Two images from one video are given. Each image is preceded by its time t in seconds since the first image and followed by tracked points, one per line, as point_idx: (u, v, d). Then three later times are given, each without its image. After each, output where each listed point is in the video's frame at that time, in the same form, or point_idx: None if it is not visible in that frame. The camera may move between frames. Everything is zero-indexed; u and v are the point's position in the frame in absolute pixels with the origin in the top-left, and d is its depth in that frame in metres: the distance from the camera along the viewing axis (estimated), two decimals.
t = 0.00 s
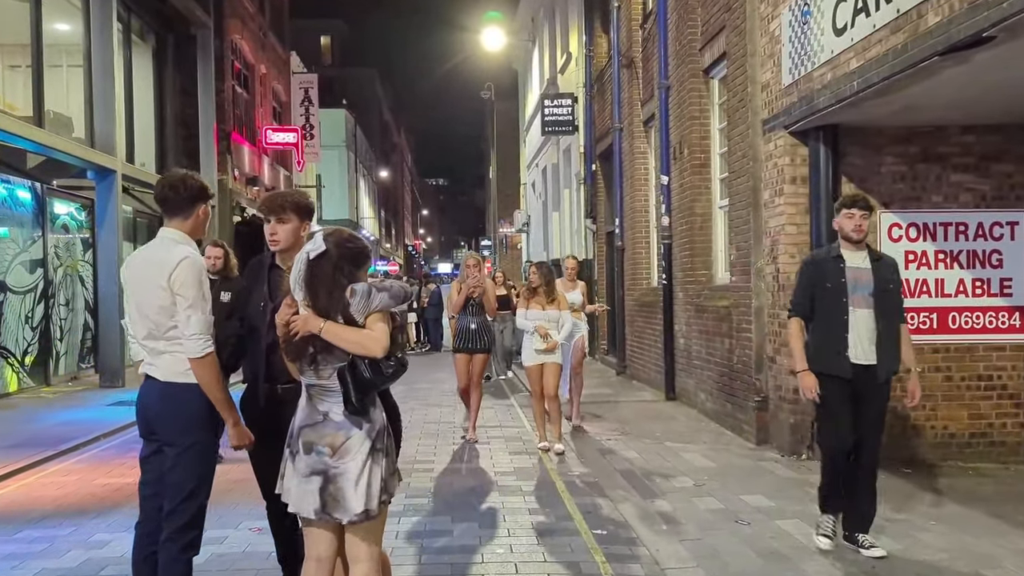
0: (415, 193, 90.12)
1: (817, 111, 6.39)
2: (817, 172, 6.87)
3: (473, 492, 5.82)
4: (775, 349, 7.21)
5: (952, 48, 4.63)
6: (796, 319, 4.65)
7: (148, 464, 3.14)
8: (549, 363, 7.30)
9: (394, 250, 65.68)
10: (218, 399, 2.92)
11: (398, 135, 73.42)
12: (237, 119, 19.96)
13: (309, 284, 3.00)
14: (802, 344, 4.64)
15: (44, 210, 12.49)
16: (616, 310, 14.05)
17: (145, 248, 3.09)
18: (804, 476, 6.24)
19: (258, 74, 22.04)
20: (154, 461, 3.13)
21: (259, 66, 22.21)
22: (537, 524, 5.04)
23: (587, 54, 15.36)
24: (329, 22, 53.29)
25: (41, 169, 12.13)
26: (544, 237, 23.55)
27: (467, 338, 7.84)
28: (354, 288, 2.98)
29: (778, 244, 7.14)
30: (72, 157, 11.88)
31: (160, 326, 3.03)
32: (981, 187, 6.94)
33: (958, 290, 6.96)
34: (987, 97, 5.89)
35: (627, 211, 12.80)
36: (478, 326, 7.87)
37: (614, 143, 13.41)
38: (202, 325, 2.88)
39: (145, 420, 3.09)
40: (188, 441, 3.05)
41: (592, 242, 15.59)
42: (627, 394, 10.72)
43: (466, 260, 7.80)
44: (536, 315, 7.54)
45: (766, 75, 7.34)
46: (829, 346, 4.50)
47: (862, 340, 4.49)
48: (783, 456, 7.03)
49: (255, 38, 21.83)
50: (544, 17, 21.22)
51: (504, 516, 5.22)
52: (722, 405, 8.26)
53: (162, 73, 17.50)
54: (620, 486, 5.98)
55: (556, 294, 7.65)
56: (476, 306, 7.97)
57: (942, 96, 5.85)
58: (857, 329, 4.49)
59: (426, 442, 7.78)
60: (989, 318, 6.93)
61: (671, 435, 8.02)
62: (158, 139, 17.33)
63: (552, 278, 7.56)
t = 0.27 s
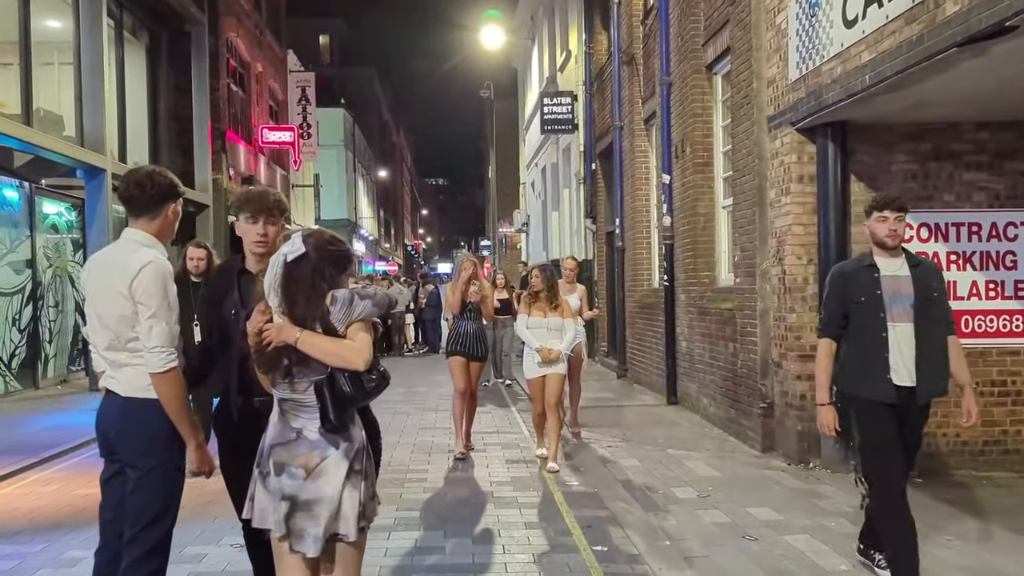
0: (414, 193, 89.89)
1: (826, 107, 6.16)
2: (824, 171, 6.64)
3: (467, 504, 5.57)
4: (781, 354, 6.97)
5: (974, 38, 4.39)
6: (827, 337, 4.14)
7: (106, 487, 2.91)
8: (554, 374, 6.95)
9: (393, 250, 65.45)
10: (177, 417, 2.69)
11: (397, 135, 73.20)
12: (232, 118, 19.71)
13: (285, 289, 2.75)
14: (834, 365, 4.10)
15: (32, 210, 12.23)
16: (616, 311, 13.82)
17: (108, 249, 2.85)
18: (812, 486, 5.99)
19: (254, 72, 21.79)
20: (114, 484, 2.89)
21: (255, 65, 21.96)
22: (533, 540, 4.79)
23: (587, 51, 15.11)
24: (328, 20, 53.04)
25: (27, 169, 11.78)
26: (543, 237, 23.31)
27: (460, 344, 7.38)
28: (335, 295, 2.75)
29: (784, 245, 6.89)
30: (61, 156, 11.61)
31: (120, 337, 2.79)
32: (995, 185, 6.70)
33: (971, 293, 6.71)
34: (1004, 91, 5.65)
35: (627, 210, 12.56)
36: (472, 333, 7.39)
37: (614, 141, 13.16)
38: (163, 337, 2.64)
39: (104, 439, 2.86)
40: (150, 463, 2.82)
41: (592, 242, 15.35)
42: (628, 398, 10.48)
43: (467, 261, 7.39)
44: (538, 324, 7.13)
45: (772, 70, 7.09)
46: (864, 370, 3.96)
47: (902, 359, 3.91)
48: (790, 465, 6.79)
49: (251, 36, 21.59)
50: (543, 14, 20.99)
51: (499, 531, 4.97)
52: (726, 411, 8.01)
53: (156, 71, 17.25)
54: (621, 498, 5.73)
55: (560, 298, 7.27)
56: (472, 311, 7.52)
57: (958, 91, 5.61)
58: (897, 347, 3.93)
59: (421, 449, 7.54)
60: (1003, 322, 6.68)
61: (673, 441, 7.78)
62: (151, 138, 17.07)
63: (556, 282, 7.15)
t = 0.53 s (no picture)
0: (412, 192, 89.59)
1: (829, 95, 5.90)
2: (827, 161, 6.37)
3: (453, 512, 5.29)
4: (782, 353, 6.69)
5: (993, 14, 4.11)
6: (855, 331, 3.62)
7: (39, 499, 2.68)
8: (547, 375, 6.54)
9: (391, 249, 65.13)
10: (112, 423, 2.54)
11: (394, 133, 72.89)
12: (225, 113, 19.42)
13: (239, 280, 2.46)
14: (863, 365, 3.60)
15: (16, 205, 11.94)
16: (612, 310, 13.55)
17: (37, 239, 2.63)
18: (816, 491, 5.72)
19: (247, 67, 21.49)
20: (47, 495, 2.67)
21: (248, 60, 21.66)
22: (521, 551, 4.51)
23: (584, 45, 14.83)
24: (324, 18, 52.68)
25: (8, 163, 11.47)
26: (540, 234, 23.03)
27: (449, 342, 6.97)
28: (294, 288, 2.48)
29: (786, 239, 6.61)
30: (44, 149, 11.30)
31: (52, 332, 2.60)
32: (1005, 177, 6.44)
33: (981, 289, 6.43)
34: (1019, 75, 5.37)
35: (625, 206, 12.28)
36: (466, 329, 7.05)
37: (612, 135, 12.87)
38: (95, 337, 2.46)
39: (36, 448, 2.64)
40: (85, 474, 2.59)
41: (589, 239, 15.07)
42: (625, 398, 10.20)
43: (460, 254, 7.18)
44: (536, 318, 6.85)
45: (774, 57, 6.82)
46: (906, 371, 3.47)
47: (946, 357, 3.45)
48: (791, 468, 6.51)
49: (244, 30, 21.28)
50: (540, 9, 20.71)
51: (485, 541, 4.69)
52: (726, 411, 7.74)
53: (145, 65, 16.95)
54: (615, 505, 5.46)
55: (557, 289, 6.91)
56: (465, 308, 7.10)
57: (971, 75, 5.33)
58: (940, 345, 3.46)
59: (409, 452, 7.25)
60: (1014, 319, 6.41)
61: (671, 443, 7.51)
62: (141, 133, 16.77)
63: (552, 273, 6.83)
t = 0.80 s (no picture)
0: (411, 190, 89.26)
1: (838, 88, 5.63)
2: (835, 158, 6.09)
3: (441, 527, 5.04)
4: (788, 357, 6.42)
5: None
6: (921, 333, 3.14)
7: None
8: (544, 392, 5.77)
9: (390, 247, 64.84)
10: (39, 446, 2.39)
11: (393, 131, 72.58)
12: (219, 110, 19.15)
13: (188, 289, 2.27)
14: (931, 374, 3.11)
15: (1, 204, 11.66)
16: (611, 310, 13.29)
17: None
18: (824, 504, 5.45)
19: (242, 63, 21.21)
20: None
21: (243, 56, 21.38)
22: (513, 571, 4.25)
23: (583, 40, 14.54)
24: (323, 15, 52.35)
25: None
26: (539, 233, 22.76)
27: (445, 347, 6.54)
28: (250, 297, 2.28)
29: (791, 239, 6.35)
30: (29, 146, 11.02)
31: None
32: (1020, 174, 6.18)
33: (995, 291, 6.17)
34: None
35: (624, 204, 12.00)
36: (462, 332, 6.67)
37: (611, 132, 12.57)
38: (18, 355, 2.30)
39: None
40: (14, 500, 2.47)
41: (588, 238, 14.79)
42: (624, 402, 9.94)
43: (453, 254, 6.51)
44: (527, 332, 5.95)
45: (780, 49, 6.55)
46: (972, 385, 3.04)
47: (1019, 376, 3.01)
48: (798, 478, 6.25)
49: (239, 26, 20.99)
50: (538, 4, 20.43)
51: (475, 560, 4.43)
52: (728, 417, 7.47)
53: (137, 61, 16.67)
54: (612, 519, 5.20)
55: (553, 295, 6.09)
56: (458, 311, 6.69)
57: (988, 67, 5.07)
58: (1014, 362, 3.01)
59: (400, 460, 6.98)
60: None
61: (671, 451, 7.24)
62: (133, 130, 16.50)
63: (548, 276, 6.02)
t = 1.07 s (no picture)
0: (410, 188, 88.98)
1: (849, 73, 5.37)
2: (844, 148, 5.83)
3: (432, 535, 4.79)
4: (795, 356, 6.17)
5: None
6: None
7: None
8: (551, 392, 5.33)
9: (389, 245, 64.58)
10: None
11: (392, 128, 72.27)
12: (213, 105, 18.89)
13: (133, 283, 2.17)
14: None
15: None
16: (611, 308, 13.04)
17: None
18: (833, 510, 5.21)
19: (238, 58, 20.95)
20: None
21: (239, 50, 21.12)
22: None
23: (582, 32, 14.28)
24: (321, 11, 52.06)
25: None
26: (538, 229, 22.52)
27: (446, 352, 6.01)
28: (204, 291, 2.21)
29: (798, 233, 6.10)
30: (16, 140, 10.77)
31: None
32: None
33: (1011, 287, 5.92)
34: None
35: (625, 199, 11.75)
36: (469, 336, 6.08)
37: (611, 125, 12.32)
38: None
39: None
40: None
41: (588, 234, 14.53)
42: (624, 401, 9.70)
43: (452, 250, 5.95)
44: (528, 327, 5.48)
45: (787, 34, 6.29)
46: None
47: None
48: (805, 481, 6.00)
49: (234, 20, 20.73)
50: None
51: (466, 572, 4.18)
52: (732, 418, 7.23)
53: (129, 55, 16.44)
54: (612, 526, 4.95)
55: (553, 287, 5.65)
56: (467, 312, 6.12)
57: (1008, 50, 4.82)
58: None
59: (391, 463, 6.73)
60: None
61: (673, 452, 7.00)
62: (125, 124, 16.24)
63: (549, 266, 5.62)
